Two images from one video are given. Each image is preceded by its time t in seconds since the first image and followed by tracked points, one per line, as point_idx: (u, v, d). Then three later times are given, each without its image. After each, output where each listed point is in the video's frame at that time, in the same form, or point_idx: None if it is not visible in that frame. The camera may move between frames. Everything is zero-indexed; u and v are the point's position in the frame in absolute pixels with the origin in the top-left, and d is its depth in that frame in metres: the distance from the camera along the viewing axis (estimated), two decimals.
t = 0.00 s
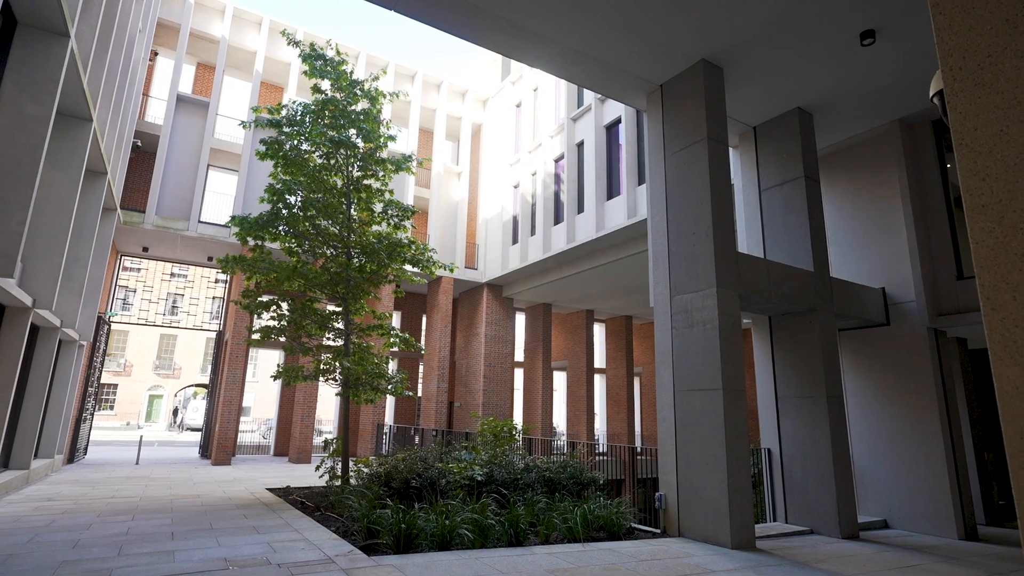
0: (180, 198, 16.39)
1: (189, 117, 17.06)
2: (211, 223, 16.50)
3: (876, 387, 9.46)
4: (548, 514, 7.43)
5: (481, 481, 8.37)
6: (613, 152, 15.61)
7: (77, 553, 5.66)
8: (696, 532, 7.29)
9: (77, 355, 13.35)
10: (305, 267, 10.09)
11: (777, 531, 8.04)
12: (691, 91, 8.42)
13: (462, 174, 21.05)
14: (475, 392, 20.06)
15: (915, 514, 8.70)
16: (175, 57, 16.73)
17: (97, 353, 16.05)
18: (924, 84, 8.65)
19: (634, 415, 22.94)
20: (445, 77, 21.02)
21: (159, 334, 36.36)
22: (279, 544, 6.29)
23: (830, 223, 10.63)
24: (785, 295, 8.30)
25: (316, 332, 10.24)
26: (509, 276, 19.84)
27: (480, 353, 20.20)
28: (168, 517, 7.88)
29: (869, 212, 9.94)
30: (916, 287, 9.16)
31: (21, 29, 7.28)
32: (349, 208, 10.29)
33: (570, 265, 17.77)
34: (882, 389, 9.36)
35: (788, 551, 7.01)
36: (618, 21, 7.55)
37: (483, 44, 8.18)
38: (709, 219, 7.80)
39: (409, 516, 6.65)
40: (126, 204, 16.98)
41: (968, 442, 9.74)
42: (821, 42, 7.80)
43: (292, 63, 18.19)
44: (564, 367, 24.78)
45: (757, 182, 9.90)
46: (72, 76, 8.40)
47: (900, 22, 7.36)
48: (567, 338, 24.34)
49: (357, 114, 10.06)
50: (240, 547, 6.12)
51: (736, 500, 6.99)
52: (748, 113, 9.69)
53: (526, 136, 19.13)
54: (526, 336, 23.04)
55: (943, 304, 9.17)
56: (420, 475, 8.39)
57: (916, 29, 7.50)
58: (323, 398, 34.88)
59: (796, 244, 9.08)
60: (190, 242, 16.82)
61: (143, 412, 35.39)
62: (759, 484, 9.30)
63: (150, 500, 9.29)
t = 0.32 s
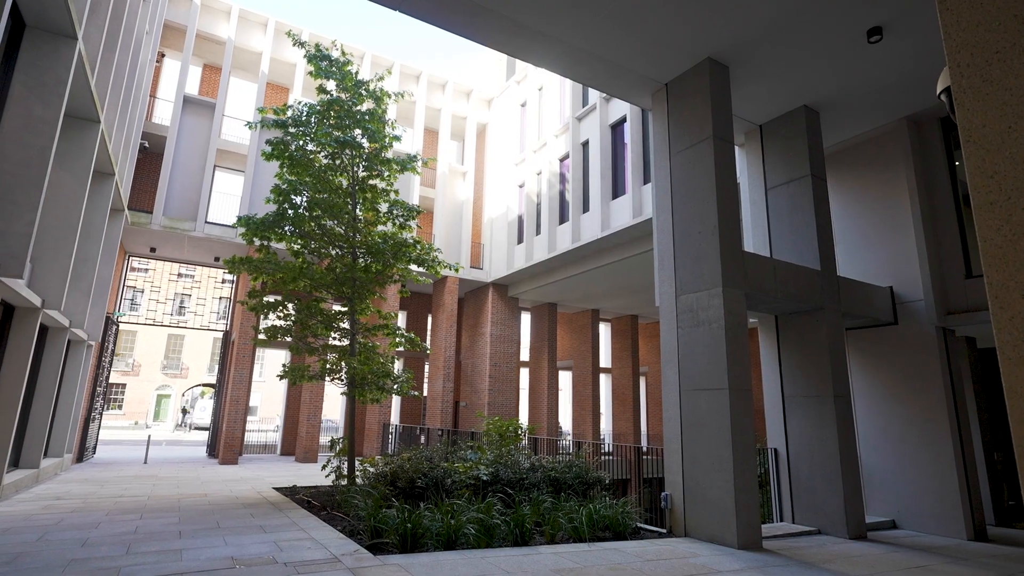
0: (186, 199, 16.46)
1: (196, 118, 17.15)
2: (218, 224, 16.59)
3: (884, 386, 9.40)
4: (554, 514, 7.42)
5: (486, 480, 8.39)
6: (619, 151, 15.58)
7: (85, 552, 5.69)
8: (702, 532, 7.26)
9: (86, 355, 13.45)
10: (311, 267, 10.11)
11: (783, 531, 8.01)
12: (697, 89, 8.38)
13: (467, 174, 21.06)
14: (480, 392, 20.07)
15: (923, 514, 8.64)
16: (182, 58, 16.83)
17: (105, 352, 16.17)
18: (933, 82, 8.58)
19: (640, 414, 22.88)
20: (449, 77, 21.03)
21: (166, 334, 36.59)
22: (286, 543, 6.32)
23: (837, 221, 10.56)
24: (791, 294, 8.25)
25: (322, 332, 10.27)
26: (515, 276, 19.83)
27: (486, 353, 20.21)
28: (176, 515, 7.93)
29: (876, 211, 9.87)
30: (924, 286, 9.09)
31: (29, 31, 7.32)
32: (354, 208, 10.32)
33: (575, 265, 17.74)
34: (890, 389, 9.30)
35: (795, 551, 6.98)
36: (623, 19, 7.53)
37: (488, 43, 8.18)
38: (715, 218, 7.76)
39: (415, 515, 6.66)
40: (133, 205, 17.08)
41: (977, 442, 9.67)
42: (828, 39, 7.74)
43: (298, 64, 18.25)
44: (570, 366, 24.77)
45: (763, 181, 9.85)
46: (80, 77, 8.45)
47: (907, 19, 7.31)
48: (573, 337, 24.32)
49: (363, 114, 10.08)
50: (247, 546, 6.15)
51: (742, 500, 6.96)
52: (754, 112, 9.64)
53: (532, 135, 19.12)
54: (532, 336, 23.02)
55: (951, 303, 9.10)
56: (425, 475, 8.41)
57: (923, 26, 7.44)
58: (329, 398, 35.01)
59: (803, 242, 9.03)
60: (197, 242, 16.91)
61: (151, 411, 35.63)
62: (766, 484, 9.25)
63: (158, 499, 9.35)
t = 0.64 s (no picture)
0: (193, 200, 16.55)
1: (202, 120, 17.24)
2: (225, 225, 16.68)
3: (892, 386, 9.33)
4: (560, 514, 7.41)
5: (492, 480, 8.41)
6: (624, 150, 15.54)
7: (94, 551, 5.73)
8: (709, 532, 7.23)
9: (94, 355, 13.55)
10: (317, 267, 10.13)
11: (790, 531, 7.98)
12: (702, 87, 8.35)
13: (472, 174, 21.06)
14: (486, 392, 20.07)
15: (932, 514, 8.57)
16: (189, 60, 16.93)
17: (114, 352, 16.28)
18: (941, 79, 8.51)
19: (646, 414, 22.83)
20: (454, 77, 21.04)
21: (174, 334, 36.82)
22: (292, 542, 6.34)
23: (845, 220, 10.50)
24: (798, 293, 8.20)
25: (328, 332, 10.30)
26: (520, 276, 19.82)
27: (492, 352, 20.21)
28: (183, 514, 7.98)
29: (884, 209, 9.81)
30: (933, 284, 9.02)
31: (37, 34, 7.38)
32: (360, 208, 10.35)
33: (580, 264, 17.71)
34: (899, 388, 9.23)
35: (802, 551, 6.94)
36: (628, 18, 7.51)
37: (492, 43, 8.17)
38: (720, 217, 7.73)
39: (421, 515, 6.66)
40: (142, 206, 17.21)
41: (988, 442, 9.58)
42: (835, 36, 7.69)
43: (303, 65, 18.33)
44: (576, 366, 24.76)
45: (770, 179, 9.80)
46: (88, 79, 8.51)
47: (914, 15, 7.25)
48: (579, 337, 24.30)
49: (368, 115, 10.10)
50: (254, 545, 6.18)
51: (749, 500, 6.93)
52: (760, 110, 9.60)
53: (537, 135, 19.12)
54: (538, 336, 23.02)
55: (961, 301, 9.02)
56: (431, 474, 8.42)
57: (931, 22, 7.38)
58: (335, 397, 35.12)
59: (810, 241, 8.98)
60: (204, 243, 17.00)
61: (159, 411, 35.85)
62: (773, 484, 9.21)
63: (165, 499, 9.40)
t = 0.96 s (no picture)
0: (200, 201, 16.63)
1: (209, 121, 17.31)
2: (231, 226, 16.78)
3: (900, 386, 9.27)
4: (565, 514, 7.41)
5: (497, 480, 8.41)
6: (629, 148, 15.51)
7: (102, 549, 5.77)
8: (715, 533, 7.20)
9: (103, 355, 13.64)
10: (323, 267, 10.16)
11: (797, 531, 7.94)
12: (707, 86, 8.32)
13: (477, 173, 21.06)
14: (492, 392, 20.08)
15: (941, 515, 8.51)
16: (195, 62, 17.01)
17: (122, 352, 16.38)
18: (949, 76, 8.44)
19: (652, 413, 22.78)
20: (459, 77, 21.04)
21: (181, 335, 37.03)
22: (299, 541, 6.36)
23: (852, 218, 10.43)
24: (805, 292, 8.16)
25: (334, 332, 10.34)
26: (526, 275, 19.81)
27: (497, 352, 20.22)
28: (191, 514, 8.01)
29: (892, 207, 9.74)
30: (942, 283, 8.96)
31: (46, 37, 7.45)
32: (365, 208, 10.38)
33: (585, 264, 17.70)
34: (907, 388, 9.17)
35: (810, 552, 6.91)
36: (632, 17, 7.49)
37: (497, 42, 8.17)
38: (726, 215, 7.70)
39: (426, 515, 6.66)
40: (149, 207, 17.33)
41: (997, 442, 9.50)
42: (842, 33, 7.64)
43: (309, 66, 18.40)
44: (581, 365, 24.75)
45: (776, 178, 9.75)
46: (96, 81, 8.57)
47: (922, 12, 7.20)
48: (584, 336, 24.28)
49: (373, 115, 10.12)
50: (261, 544, 6.20)
51: (755, 500, 6.90)
52: (766, 108, 9.55)
53: (542, 134, 19.12)
54: (543, 336, 22.99)
55: (970, 300, 8.94)
56: (437, 474, 8.43)
57: (939, 19, 7.32)
58: (341, 397, 35.23)
59: (816, 240, 8.92)
60: (211, 244, 17.09)
61: (167, 411, 36.04)
62: (780, 484, 9.17)
63: (173, 498, 9.44)
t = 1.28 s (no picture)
0: (207, 202, 16.72)
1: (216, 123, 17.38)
2: (238, 227, 16.87)
3: (908, 386, 9.20)
4: (571, 514, 7.40)
5: (503, 480, 8.42)
6: (634, 148, 15.47)
7: (110, 549, 5.80)
8: (721, 534, 7.17)
9: (111, 356, 13.73)
10: (329, 268, 10.18)
11: (805, 532, 7.88)
12: (713, 85, 8.29)
13: (482, 174, 21.06)
14: (497, 392, 20.07)
15: (950, 517, 8.44)
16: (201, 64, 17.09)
17: (130, 353, 16.48)
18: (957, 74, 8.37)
19: (658, 414, 22.71)
20: (464, 78, 21.06)
21: (189, 335, 37.24)
22: (305, 541, 6.37)
23: (859, 217, 10.37)
24: (812, 291, 8.12)
25: (339, 332, 10.36)
26: (531, 275, 19.79)
27: (503, 352, 20.21)
28: (198, 514, 8.02)
29: (899, 206, 9.67)
30: (950, 282, 8.88)
31: (55, 40, 7.50)
32: (370, 209, 10.40)
33: (591, 264, 17.68)
34: (915, 389, 9.10)
35: (817, 553, 6.87)
36: (637, 17, 7.47)
37: (502, 43, 8.17)
38: (732, 214, 7.67)
39: (431, 515, 6.66)
40: (157, 209, 17.44)
41: (1008, 443, 9.41)
42: (849, 31, 7.60)
43: (314, 68, 18.48)
44: (587, 366, 24.70)
45: (782, 177, 9.70)
46: (103, 84, 8.63)
47: (929, 9, 7.15)
48: (590, 336, 24.25)
49: (378, 116, 10.13)
50: (267, 544, 6.22)
51: (762, 500, 6.86)
52: (772, 107, 9.50)
53: (547, 134, 19.12)
54: (549, 336, 22.96)
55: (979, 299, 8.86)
56: (442, 474, 8.42)
57: (946, 16, 7.27)
58: (347, 398, 35.31)
59: (823, 240, 8.88)
60: (218, 245, 17.18)
61: (175, 411, 36.22)
62: (787, 484, 9.12)
63: (180, 498, 9.49)
